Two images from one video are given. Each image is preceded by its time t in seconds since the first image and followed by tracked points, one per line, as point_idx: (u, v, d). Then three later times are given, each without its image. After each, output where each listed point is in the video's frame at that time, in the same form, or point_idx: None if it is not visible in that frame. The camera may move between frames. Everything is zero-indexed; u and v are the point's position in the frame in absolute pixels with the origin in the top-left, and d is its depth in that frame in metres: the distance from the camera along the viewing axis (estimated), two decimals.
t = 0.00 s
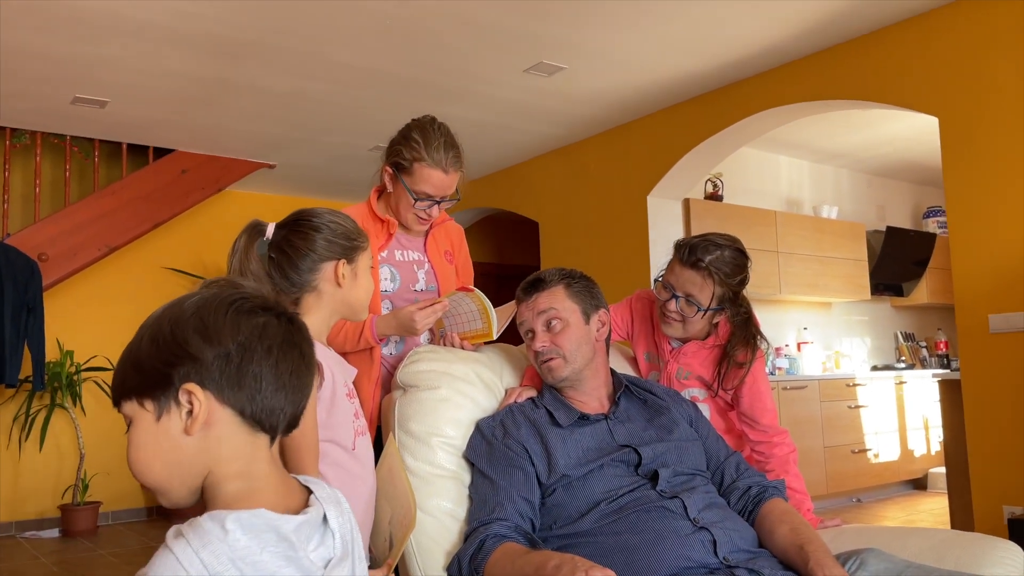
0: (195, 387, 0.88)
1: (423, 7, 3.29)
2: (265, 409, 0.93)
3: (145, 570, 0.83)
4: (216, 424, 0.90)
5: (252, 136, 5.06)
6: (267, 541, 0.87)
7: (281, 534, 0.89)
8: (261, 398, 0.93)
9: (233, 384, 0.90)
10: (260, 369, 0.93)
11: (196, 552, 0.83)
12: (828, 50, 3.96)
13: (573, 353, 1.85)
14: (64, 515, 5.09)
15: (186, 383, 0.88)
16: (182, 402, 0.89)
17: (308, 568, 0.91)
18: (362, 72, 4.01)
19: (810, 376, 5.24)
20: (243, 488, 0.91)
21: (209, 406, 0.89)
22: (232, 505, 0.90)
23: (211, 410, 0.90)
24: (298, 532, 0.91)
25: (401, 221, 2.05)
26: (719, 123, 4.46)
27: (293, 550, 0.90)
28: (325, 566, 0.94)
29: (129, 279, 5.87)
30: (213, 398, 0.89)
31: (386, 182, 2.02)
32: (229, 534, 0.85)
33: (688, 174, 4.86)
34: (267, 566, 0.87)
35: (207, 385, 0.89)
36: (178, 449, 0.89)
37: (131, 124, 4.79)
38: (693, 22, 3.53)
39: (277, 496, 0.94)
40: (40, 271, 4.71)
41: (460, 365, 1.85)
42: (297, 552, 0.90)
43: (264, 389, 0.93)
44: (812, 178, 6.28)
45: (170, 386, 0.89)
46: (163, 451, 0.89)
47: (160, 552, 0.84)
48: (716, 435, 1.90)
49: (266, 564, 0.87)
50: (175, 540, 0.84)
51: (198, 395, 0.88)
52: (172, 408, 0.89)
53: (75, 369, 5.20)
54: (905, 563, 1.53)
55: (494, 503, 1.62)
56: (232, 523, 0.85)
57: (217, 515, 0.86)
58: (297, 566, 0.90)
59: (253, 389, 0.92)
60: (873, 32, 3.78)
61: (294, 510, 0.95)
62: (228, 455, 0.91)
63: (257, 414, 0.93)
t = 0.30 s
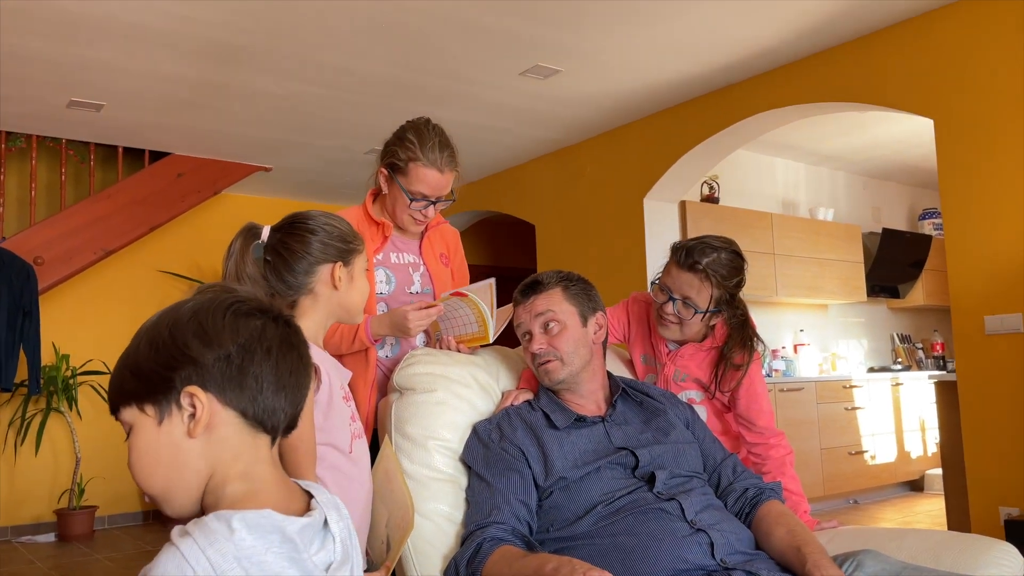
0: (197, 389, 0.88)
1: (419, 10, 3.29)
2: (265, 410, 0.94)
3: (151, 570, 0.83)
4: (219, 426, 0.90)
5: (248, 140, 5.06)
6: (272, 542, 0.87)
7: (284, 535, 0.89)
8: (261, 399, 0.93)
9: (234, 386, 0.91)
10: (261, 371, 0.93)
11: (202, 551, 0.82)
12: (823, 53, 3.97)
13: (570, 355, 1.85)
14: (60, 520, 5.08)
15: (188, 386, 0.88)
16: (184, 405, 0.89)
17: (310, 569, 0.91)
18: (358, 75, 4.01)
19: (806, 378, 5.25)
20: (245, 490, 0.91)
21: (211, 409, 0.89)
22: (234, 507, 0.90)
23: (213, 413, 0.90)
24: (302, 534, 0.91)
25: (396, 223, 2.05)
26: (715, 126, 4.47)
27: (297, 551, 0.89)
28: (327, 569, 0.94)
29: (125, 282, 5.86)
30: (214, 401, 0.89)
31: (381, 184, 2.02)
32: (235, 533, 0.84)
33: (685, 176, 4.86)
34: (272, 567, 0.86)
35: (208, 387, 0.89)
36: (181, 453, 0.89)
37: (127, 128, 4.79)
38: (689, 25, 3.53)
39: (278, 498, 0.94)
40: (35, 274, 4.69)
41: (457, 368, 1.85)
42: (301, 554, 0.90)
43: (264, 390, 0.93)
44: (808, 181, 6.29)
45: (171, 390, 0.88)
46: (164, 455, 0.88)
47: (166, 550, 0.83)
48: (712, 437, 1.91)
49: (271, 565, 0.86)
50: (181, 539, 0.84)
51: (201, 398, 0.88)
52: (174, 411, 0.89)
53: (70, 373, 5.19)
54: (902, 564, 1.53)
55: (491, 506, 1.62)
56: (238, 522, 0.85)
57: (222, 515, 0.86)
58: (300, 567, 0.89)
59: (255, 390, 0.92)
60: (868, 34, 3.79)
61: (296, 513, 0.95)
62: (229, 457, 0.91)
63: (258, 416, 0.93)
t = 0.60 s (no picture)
0: (204, 388, 0.88)
1: (416, 12, 3.29)
2: (268, 413, 0.94)
3: (148, 570, 0.81)
4: (222, 426, 0.90)
5: (244, 142, 5.05)
6: (271, 543, 0.86)
7: (284, 536, 0.88)
8: (266, 402, 0.93)
9: (241, 388, 0.91)
10: (267, 375, 0.94)
11: (202, 550, 0.81)
12: (819, 55, 3.98)
13: (566, 357, 1.85)
14: (55, 523, 5.05)
15: (195, 384, 0.88)
16: (189, 403, 0.88)
17: (308, 571, 0.91)
18: (354, 77, 4.00)
19: (802, 381, 5.25)
20: (245, 491, 0.90)
21: (216, 408, 0.89)
22: (233, 507, 0.89)
23: (218, 412, 0.89)
24: (299, 535, 0.90)
25: (391, 225, 2.04)
26: (711, 128, 4.47)
27: (295, 553, 0.89)
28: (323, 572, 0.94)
29: (120, 285, 5.84)
30: (220, 400, 0.90)
31: (376, 187, 2.02)
32: (234, 534, 0.84)
33: (681, 178, 4.87)
34: (271, 568, 0.86)
35: (215, 386, 0.89)
36: (182, 451, 0.88)
37: (123, 130, 4.78)
38: (684, 27, 3.54)
39: (276, 500, 0.93)
40: (30, 277, 4.68)
41: (453, 371, 1.85)
42: (299, 556, 0.89)
43: (269, 394, 0.94)
44: (804, 183, 6.30)
45: (178, 388, 0.88)
46: (165, 453, 0.88)
47: (164, 551, 0.82)
48: (709, 440, 1.91)
49: (271, 566, 0.86)
50: (180, 539, 0.83)
51: (207, 396, 0.88)
52: (178, 409, 0.88)
53: (66, 376, 5.17)
54: (898, 566, 1.52)
55: (487, 509, 1.61)
56: (237, 523, 0.84)
57: (223, 515, 0.85)
58: (298, 568, 0.89)
59: (261, 393, 0.93)
60: (863, 37, 3.80)
61: (293, 516, 0.94)
62: (230, 458, 0.90)
63: (261, 418, 0.93)
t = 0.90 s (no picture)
0: (213, 386, 0.88)
1: (412, 15, 3.30)
2: (272, 417, 0.94)
3: (143, 569, 0.81)
4: (226, 425, 0.90)
5: (241, 144, 5.05)
6: (265, 541, 0.86)
7: (280, 534, 0.88)
8: (271, 406, 0.94)
9: (249, 390, 0.92)
10: (274, 380, 0.95)
11: (196, 548, 0.81)
12: (814, 58, 4.00)
13: (564, 359, 1.85)
14: (50, 526, 5.04)
15: (205, 381, 0.88)
16: (196, 399, 0.88)
17: (303, 569, 0.91)
18: (351, 80, 4.01)
19: (798, 383, 5.26)
20: (242, 491, 0.91)
21: (222, 407, 0.89)
22: (229, 506, 0.89)
23: (223, 411, 0.90)
24: (295, 534, 0.91)
25: (388, 228, 2.05)
26: (707, 130, 4.49)
27: (289, 551, 0.89)
28: (318, 570, 0.94)
29: (116, 287, 5.83)
30: (227, 400, 0.90)
31: (373, 188, 2.02)
32: (228, 531, 0.84)
33: (678, 180, 4.88)
34: (266, 566, 0.86)
35: (223, 385, 0.90)
36: (184, 446, 0.88)
37: (119, 132, 4.77)
38: (680, 30, 3.55)
39: (272, 499, 0.93)
40: (26, 279, 4.67)
41: (451, 372, 1.85)
42: (294, 554, 0.89)
43: (275, 399, 0.95)
44: (800, 186, 6.32)
45: (187, 383, 0.88)
46: (167, 447, 0.87)
47: (159, 549, 0.82)
48: (706, 442, 1.91)
49: (266, 565, 0.86)
50: (175, 538, 0.83)
51: (216, 394, 0.88)
52: (184, 404, 0.88)
53: (61, 379, 5.16)
54: (895, 568, 1.53)
55: (484, 511, 1.61)
56: (232, 522, 0.85)
57: (218, 514, 0.85)
58: (294, 567, 0.89)
59: (267, 397, 0.93)
60: (858, 40, 3.82)
61: (288, 514, 0.95)
62: (230, 457, 0.91)
63: (264, 421, 0.94)
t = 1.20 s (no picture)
0: (217, 384, 0.88)
1: (410, 16, 3.30)
2: (275, 418, 0.94)
3: (140, 568, 0.81)
4: (229, 424, 0.89)
5: (238, 146, 5.05)
6: (262, 540, 0.86)
7: (279, 533, 0.88)
8: (273, 407, 0.94)
9: (253, 390, 0.91)
10: (278, 381, 0.95)
11: (193, 546, 0.81)
12: (811, 60, 4.01)
13: (566, 358, 1.85)
14: (46, 528, 5.02)
15: (209, 379, 0.88)
16: (200, 398, 0.88)
17: (300, 570, 0.90)
18: (349, 81, 4.01)
19: (796, 384, 5.27)
20: (242, 492, 0.90)
21: (226, 406, 0.89)
22: (229, 506, 0.89)
23: (226, 411, 0.89)
24: (292, 534, 0.90)
25: (384, 229, 2.04)
26: (704, 132, 4.50)
27: (288, 550, 0.88)
28: (315, 571, 0.93)
29: (113, 289, 5.82)
30: (231, 400, 0.89)
31: (369, 190, 2.02)
32: (225, 530, 0.83)
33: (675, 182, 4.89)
34: (262, 565, 0.85)
35: (228, 385, 0.89)
36: (186, 445, 0.87)
37: (116, 133, 4.76)
38: (677, 32, 3.56)
39: (272, 499, 0.93)
40: (22, 280, 4.65)
41: (450, 372, 1.84)
42: (291, 554, 0.89)
43: (278, 400, 0.94)
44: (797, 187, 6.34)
45: (191, 381, 0.87)
46: (169, 445, 0.87)
47: (157, 548, 0.82)
48: (707, 443, 1.91)
49: (263, 565, 0.85)
50: (172, 536, 0.82)
51: (220, 393, 0.88)
52: (187, 402, 0.87)
53: (58, 380, 5.15)
54: (894, 569, 1.53)
55: (484, 511, 1.61)
56: (228, 520, 0.84)
57: (216, 514, 0.85)
58: (291, 567, 0.88)
59: (270, 398, 0.93)
60: (855, 42, 3.83)
61: (287, 513, 0.94)
62: (232, 457, 0.90)
63: (267, 423, 0.93)
